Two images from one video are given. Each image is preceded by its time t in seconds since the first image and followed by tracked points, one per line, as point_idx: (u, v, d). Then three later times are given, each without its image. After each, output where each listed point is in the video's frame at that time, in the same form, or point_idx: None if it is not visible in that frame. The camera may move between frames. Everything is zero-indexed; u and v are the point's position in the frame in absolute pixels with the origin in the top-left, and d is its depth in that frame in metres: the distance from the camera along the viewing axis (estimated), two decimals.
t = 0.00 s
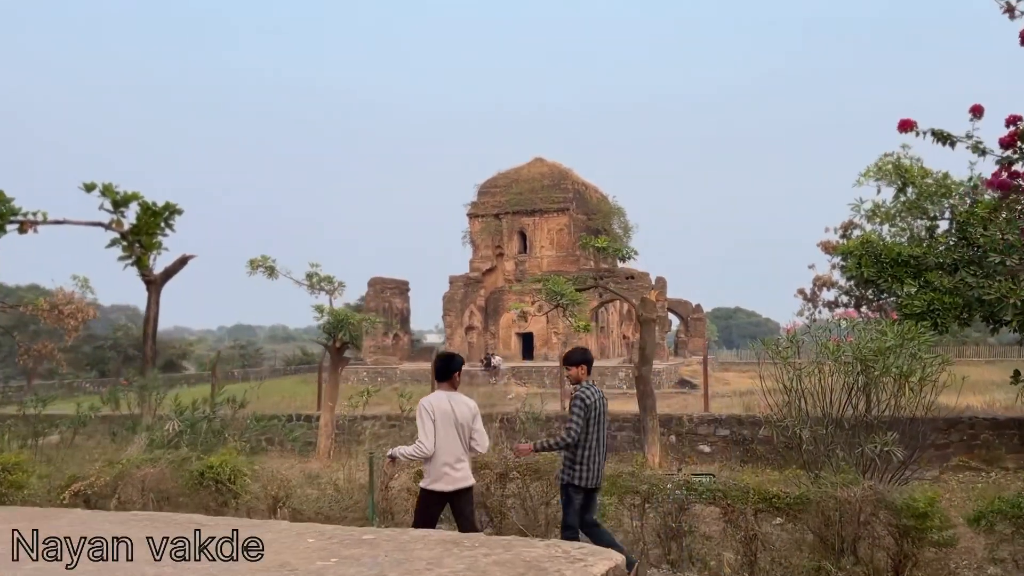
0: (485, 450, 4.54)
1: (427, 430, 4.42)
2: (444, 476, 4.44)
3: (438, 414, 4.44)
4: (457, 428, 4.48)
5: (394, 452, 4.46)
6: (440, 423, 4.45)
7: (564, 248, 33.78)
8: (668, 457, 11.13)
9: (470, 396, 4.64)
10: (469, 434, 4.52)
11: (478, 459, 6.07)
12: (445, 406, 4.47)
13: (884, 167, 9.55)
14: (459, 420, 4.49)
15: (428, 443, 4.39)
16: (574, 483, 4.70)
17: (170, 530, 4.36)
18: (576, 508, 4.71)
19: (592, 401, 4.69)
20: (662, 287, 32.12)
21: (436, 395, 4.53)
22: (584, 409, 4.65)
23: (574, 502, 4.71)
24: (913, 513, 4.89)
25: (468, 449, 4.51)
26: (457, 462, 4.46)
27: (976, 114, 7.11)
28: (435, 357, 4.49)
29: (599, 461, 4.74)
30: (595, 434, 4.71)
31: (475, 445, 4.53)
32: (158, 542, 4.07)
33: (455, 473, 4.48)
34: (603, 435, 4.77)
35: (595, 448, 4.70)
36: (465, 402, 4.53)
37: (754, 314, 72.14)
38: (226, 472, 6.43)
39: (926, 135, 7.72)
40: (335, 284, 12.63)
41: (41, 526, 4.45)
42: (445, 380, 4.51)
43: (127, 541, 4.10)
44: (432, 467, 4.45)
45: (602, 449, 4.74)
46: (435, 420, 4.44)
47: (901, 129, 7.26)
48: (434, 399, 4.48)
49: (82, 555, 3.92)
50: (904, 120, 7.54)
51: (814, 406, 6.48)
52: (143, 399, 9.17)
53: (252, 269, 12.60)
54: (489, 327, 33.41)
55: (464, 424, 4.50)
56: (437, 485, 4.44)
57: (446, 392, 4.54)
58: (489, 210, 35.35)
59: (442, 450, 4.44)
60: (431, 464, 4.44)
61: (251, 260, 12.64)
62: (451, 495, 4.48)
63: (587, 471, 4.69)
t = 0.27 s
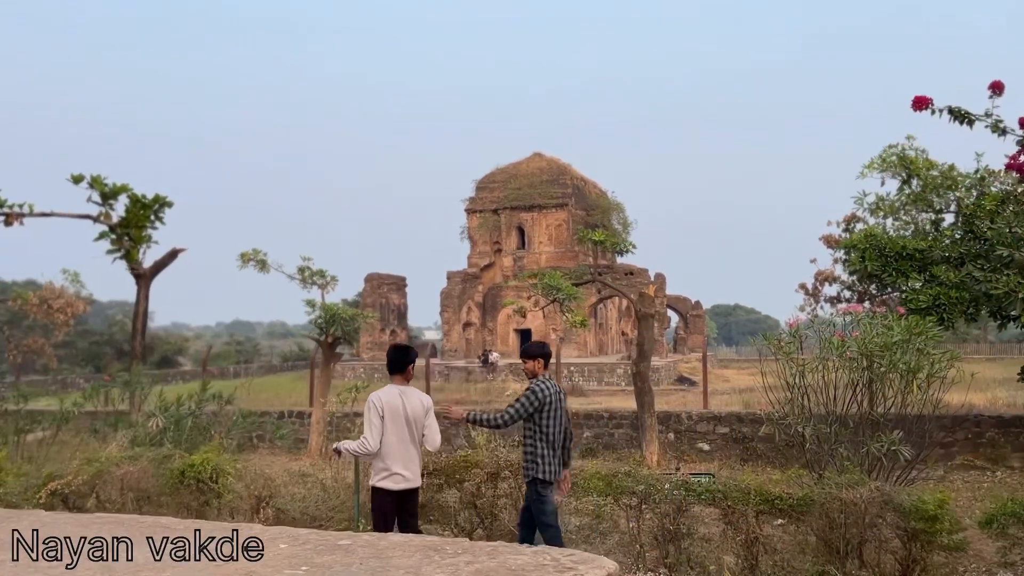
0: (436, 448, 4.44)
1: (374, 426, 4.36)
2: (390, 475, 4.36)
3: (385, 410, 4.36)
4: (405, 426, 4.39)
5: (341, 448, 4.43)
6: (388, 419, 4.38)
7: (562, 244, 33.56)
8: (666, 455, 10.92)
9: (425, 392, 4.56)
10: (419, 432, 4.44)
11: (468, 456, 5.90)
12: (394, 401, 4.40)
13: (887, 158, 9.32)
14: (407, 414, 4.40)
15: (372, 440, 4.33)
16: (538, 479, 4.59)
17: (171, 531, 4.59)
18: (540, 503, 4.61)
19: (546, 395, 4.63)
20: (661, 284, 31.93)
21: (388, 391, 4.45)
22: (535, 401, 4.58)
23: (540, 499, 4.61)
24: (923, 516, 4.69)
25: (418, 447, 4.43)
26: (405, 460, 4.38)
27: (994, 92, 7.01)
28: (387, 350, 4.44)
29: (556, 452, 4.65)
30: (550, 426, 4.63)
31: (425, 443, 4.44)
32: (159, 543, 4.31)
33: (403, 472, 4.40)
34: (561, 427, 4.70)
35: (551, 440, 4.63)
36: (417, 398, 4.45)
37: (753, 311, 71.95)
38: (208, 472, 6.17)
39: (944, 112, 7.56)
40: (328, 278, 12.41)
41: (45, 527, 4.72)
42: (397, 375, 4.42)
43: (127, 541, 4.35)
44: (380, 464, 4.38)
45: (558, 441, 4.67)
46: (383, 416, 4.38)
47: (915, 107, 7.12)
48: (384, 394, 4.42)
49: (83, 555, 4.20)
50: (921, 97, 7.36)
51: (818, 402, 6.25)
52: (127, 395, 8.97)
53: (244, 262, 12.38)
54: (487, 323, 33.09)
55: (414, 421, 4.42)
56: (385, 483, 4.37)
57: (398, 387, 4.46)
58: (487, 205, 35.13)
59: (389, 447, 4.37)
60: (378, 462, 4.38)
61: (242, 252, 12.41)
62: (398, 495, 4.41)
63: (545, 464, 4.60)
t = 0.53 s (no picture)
0: (402, 449, 4.25)
1: (334, 428, 4.16)
2: (354, 479, 4.17)
3: (345, 411, 4.16)
4: (368, 427, 4.20)
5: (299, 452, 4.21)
6: (350, 420, 4.18)
7: (562, 240, 33.35)
8: (666, 454, 10.73)
9: (387, 390, 4.37)
10: (383, 433, 4.25)
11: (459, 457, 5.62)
12: (354, 402, 4.19)
13: (893, 151, 9.07)
14: (369, 415, 4.20)
15: (332, 443, 4.13)
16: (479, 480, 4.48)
17: (168, 533, 4.97)
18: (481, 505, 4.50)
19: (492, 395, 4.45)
20: (662, 280, 31.72)
21: (347, 391, 4.24)
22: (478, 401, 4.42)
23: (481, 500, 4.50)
24: (932, 523, 4.52)
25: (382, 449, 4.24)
26: (368, 463, 4.19)
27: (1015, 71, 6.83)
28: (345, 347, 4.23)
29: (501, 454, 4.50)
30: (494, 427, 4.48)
31: (390, 444, 4.25)
32: (159, 542, 4.70)
33: (367, 475, 4.21)
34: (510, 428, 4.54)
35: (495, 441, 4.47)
36: (378, 398, 4.26)
37: (754, 308, 71.75)
38: (189, 473, 5.89)
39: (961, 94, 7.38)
40: (321, 274, 12.22)
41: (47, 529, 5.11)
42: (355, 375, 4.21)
43: (127, 541, 4.74)
44: (342, 467, 4.18)
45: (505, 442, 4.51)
46: (343, 417, 4.17)
47: (934, 87, 7.03)
48: (344, 395, 4.22)
49: (83, 555, 4.55)
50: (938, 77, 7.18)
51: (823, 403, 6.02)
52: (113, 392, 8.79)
53: (236, 258, 12.20)
54: (486, 319, 32.92)
55: (377, 421, 4.22)
56: (348, 488, 4.17)
57: (359, 387, 4.27)
58: (487, 201, 34.91)
59: (352, 449, 4.17)
60: (340, 464, 4.17)
61: (234, 248, 12.24)
62: (365, 498, 4.23)
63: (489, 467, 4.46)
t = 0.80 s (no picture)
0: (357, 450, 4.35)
1: (295, 428, 4.16)
2: (312, 479, 4.20)
3: (306, 411, 4.20)
4: (328, 426, 4.27)
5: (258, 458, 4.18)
6: (310, 421, 4.20)
7: (562, 235, 33.12)
8: (664, 451, 10.51)
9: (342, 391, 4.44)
10: (338, 433, 4.32)
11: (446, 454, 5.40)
12: (314, 402, 4.25)
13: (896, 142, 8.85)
14: (329, 415, 4.28)
15: (295, 444, 4.13)
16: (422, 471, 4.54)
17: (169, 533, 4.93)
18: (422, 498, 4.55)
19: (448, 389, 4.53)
20: (662, 275, 31.50)
21: (306, 391, 4.28)
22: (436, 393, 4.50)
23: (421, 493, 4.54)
24: (938, 526, 4.32)
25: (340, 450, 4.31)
26: (327, 462, 4.24)
27: None
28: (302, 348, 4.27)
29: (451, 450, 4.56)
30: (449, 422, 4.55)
31: (346, 444, 4.34)
32: (159, 543, 4.65)
33: (325, 475, 4.24)
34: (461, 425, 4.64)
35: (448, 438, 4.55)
36: (335, 398, 4.33)
37: (755, 304, 71.47)
38: (166, 472, 5.70)
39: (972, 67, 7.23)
40: (314, 268, 12.02)
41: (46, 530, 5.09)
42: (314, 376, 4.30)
43: (127, 542, 4.72)
44: (301, 468, 4.19)
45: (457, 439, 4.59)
46: (302, 417, 4.19)
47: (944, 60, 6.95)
48: (303, 395, 4.25)
49: (83, 555, 4.55)
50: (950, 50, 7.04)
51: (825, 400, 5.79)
52: (98, 388, 8.61)
53: (227, 251, 11.98)
54: (485, 315, 32.72)
55: (335, 423, 4.29)
56: (307, 488, 4.18)
57: (315, 387, 4.31)
58: (486, 196, 34.69)
59: (313, 450, 4.20)
60: (299, 466, 4.19)
61: (225, 241, 12.02)
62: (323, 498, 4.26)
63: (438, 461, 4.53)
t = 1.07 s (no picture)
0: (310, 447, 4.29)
1: (251, 425, 4.05)
2: (268, 479, 4.10)
3: (263, 409, 4.09)
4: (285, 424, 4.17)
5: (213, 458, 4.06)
6: (266, 419, 4.09)
7: (563, 230, 32.89)
8: (662, 450, 10.30)
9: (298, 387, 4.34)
10: (294, 431, 4.23)
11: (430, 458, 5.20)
12: (272, 399, 4.14)
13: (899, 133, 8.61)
14: (286, 413, 4.18)
15: (254, 443, 4.03)
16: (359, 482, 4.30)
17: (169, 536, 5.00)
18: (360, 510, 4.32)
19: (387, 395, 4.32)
20: (663, 271, 31.26)
21: (262, 387, 4.17)
22: (372, 400, 4.27)
23: (358, 505, 4.32)
24: (944, 533, 4.13)
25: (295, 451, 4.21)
26: (283, 462, 4.15)
27: None
28: (259, 343, 4.15)
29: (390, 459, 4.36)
30: (389, 429, 4.34)
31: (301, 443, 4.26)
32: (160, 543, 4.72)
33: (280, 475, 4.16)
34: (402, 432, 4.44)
35: (388, 445, 4.33)
36: (293, 396, 4.23)
37: (758, 300, 71.16)
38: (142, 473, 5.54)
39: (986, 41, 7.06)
40: (307, 264, 11.83)
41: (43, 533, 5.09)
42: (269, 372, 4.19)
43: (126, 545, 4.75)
44: (251, 467, 4.09)
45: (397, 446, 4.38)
46: (259, 415, 4.09)
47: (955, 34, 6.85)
48: (259, 391, 4.14)
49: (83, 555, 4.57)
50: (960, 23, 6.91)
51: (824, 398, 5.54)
52: (81, 385, 8.41)
53: (218, 246, 11.77)
54: (486, 311, 32.51)
55: (292, 422, 4.19)
56: (262, 490, 4.09)
57: (273, 383, 4.21)
58: (487, 191, 34.47)
59: (266, 450, 4.09)
60: (251, 465, 4.09)
61: (216, 236, 11.80)
62: (270, 502, 4.16)
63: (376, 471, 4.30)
